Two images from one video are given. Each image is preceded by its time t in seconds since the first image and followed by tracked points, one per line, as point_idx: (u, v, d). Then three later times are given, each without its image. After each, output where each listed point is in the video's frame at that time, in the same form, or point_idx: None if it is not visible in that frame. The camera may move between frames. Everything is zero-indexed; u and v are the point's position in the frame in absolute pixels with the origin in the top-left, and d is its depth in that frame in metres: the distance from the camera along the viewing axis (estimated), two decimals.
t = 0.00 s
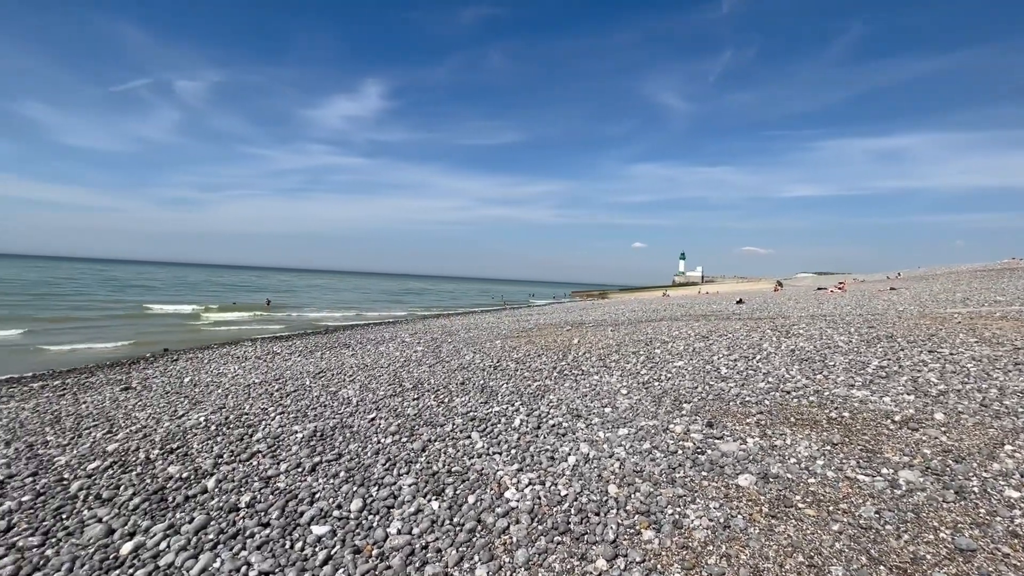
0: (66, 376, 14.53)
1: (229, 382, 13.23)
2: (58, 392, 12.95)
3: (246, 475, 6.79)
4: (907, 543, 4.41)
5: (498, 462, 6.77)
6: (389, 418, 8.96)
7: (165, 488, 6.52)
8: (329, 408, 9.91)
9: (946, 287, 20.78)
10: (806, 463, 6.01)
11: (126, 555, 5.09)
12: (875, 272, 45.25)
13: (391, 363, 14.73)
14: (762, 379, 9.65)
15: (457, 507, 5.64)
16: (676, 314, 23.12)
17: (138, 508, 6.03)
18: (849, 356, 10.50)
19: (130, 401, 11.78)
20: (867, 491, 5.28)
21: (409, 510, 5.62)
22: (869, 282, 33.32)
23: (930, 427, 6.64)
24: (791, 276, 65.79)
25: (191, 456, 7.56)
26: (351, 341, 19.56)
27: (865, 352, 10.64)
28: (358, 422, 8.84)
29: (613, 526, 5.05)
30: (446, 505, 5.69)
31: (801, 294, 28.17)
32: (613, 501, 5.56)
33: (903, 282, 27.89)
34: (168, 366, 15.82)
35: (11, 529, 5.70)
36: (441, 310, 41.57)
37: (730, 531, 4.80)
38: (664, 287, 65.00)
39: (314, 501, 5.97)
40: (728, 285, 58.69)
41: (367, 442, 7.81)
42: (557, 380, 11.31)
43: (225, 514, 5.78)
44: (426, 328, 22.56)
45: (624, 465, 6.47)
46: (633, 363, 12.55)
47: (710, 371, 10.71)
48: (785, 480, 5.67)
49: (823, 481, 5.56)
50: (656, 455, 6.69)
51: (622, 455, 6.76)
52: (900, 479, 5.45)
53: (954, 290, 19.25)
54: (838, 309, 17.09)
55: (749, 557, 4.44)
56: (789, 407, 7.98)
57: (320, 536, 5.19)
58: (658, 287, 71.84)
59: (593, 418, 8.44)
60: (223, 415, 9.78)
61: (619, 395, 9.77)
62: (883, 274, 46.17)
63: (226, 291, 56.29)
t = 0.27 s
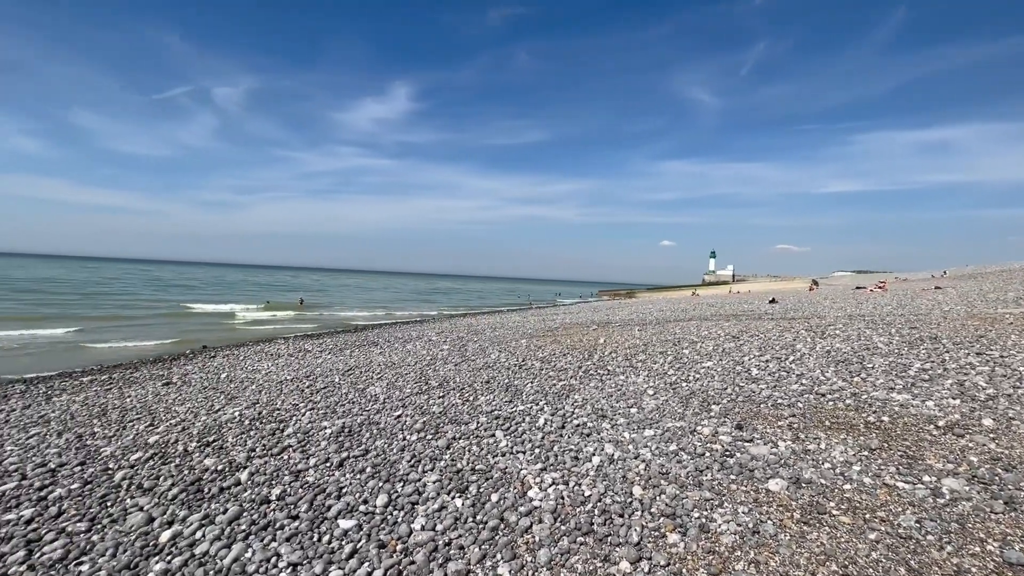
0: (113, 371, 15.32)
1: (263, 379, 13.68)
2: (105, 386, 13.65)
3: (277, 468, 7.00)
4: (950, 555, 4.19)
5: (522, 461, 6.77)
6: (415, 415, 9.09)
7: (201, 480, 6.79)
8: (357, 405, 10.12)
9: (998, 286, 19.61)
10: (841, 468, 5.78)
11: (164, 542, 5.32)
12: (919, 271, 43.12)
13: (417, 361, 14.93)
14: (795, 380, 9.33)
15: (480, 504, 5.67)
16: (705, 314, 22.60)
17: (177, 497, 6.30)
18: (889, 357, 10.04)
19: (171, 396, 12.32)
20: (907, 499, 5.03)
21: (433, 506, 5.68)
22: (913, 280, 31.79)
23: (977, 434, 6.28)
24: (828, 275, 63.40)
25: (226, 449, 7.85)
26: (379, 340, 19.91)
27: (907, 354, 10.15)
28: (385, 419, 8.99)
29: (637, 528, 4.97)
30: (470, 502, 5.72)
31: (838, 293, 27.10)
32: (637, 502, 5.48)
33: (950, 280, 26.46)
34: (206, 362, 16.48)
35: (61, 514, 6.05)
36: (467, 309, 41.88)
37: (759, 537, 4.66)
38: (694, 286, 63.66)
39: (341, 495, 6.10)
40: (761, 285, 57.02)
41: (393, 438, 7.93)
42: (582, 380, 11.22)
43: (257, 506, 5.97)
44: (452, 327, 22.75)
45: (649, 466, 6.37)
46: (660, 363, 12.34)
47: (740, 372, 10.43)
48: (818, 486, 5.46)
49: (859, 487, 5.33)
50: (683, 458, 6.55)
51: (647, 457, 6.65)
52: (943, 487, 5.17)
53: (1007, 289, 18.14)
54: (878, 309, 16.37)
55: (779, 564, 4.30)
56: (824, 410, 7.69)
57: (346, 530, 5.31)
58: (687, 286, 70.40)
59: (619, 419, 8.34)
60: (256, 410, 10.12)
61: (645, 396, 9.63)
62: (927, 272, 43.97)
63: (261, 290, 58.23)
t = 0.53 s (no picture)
0: (157, 367, 16.10)
1: (295, 375, 14.11)
2: (149, 381, 14.35)
3: (307, 463, 7.21)
4: (997, 570, 3.95)
5: (545, 460, 6.76)
6: (440, 413, 9.20)
7: (235, 472, 7.05)
8: (384, 402, 10.32)
9: None
10: (877, 475, 5.54)
11: (200, 532, 5.56)
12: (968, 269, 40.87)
13: (444, 360, 15.10)
14: (830, 383, 9.00)
15: (503, 503, 5.69)
16: (737, 314, 22.02)
17: (212, 489, 6.57)
18: (933, 360, 9.56)
19: (209, 391, 12.86)
20: (950, 509, 4.78)
21: (457, 504, 5.73)
22: (961, 279, 30.16)
23: None
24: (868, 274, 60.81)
25: (259, 443, 8.14)
26: (407, 338, 20.22)
27: (953, 356, 9.64)
28: (410, 416, 9.14)
29: (661, 531, 4.90)
30: (493, 500, 5.75)
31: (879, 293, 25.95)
32: (662, 505, 5.40)
33: (1003, 279, 24.98)
34: (242, 359, 17.12)
35: (107, 502, 6.39)
36: (494, 308, 42.07)
37: (788, 543, 4.52)
38: (725, 286, 62.16)
39: (367, 491, 6.23)
40: (796, 284, 55.18)
41: (419, 436, 8.05)
42: (608, 380, 11.12)
43: (287, 499, 6.16)
44: (478, 326, 22.89)
45: (675, 468, 6.26)
46: (688, 364, 12.11)
47: (772, 374, 10.13)
48: (853, 493, 5.25)
49: (897, 495, 5.10)
50: (710, 460, 6.41)
51: (673, 459, 6.54)
52: (989, 497, 4.89)
53: None
54: (923, 310, 15.60)
55: (809, 572, 4.15)
56: (861, 414, 7.39)
57: (372, 525, 5.41)
58: (718, 286, 68.82)
59: (645, 420, 8.23)
60: (288, 405, 10.45)
61: (672, 397, 9.48)
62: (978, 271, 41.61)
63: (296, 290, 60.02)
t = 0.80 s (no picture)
0: (199, 364, 16.86)
1: (328, 373, 14.52)
2: (192, 377, 15.05)
3: (338, 458, 7.41)
4: None
5: (571, 461, 6.75)
6: (467, 412, 9.30)
7: (271, 466, 7.32)
8: (413, 400, 10.50)
9: None
10: (921, 484, 5.29)
11: (238, 522, 5.80)
12: None
13: (471, 360, 15.25)
14: (871, 387, 8.63)
15: (528, 502, 5.71)
16: (772, 314, 21.34)
17: (249, 482, 6.84)
18: (986, 364, 9.03)
19: (247, 387, 13.38)
20: (1000, 522, 4.51)
21: (483, 502, 5.78)
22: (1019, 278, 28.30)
23: None
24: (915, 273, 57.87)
25: (293, 438, 8.43)
26: (436, 338, 20.49)
27: (1008, 360, 9.08)
28: (438, 415, 9.27)
29: (689, 535, 4.81)
30: (518, 500, 5.78)
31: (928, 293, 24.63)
32: (690, 509, 5.30)
33: None
34: (277, 357, 17.74)
35: (153, 492, 6.74)
36: (522, 308, 42.15)
37: (822, 552, 4.37)
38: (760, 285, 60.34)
39: (395, 487, 6.37)
40: (836, 284, 53.04)
41: (446, 434, 8.16)
42: (636, 381, 10.98)
43: (319, 493, 6.35)
44: (506, 326, 22.97)
45: (704, 472, 6.14)
46: (720, 365, 11.83)
47: (808, 377, 9.79)
48: (894, 502, 5.03)
49: (942, 506, 4.85)
50: (741, 465, 6.26)
51: (702, 463, 6.41)
52: None
53: None
54: (975, 311, 14.74)
55: None
56: (904, 420, 7.06)
57: (399, 520, 5.52)
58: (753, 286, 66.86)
59: (673, 422, 8.10)
60: (321, 402, 10.77)
61: (702, 399, 9.29)
62: None
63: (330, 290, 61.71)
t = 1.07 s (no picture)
0: (235, 361, 17.50)
1: (357, 372, 14.85)
2: (229, 375, 15.63)
3: (367, 456, 7.57)
4: None
5: (597, 464, 6.71)
6: (493, 412, 9.35)
7: (303, 462, 7.54)
8: (440, 400, 10.63)
9: None
10: (967, 495, 5.04)
11: (271, 516, 5.99)
12: None
13: (497, 360, 15.32)
14: (913, 392, 8.26)
15: (554, 504, 5.70)
16: (807, 316, 20.65)
17: (282, 477, 7.06)
18: None
19: (280, 385, 13.81)
20: None
21: (508, 502, 5.81)
22: None
23: None
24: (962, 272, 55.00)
25: (324, 435, 8.65)
26: (462, 338, 20.67)
27: None
28: (465, 414, 9.36)
29: (718, 542, 4.72)
30: (544, 501, 5.78)
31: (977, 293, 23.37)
32: (719, 515, 5.20)
33: None
34: (309, 355, 18.24)
35: (192, 484, 7.04)
36: (548, 309, 42.07)
37: (859, 564, 4.22)
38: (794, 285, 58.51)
39: (423, 485, 6.46)
40: (876, 284, 50.94)
41: (472, 434, 8.23)
42: (664, 383, 10.83)
43: (349, 490, 6.50)
44: (532, 327, 22.96)
45: (734, 478, 6.01)
46: (752, 368, 11.54)
47: (845, 381, 9.44)
48: (937, 513, 4.81)
49: (990, 519, 4.61)
50: (773, 471, 6.10)
51: (733, 468, 6.28)
52: None
53: None
54: None
55: None
56: (949, 427, 6.73)
57: (426, 519, 5.60)
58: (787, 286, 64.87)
59: (702, 426, 7.95)
60: (350, 401, 11.02)
61: (733, 403, 9.08)
62: None
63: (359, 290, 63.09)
